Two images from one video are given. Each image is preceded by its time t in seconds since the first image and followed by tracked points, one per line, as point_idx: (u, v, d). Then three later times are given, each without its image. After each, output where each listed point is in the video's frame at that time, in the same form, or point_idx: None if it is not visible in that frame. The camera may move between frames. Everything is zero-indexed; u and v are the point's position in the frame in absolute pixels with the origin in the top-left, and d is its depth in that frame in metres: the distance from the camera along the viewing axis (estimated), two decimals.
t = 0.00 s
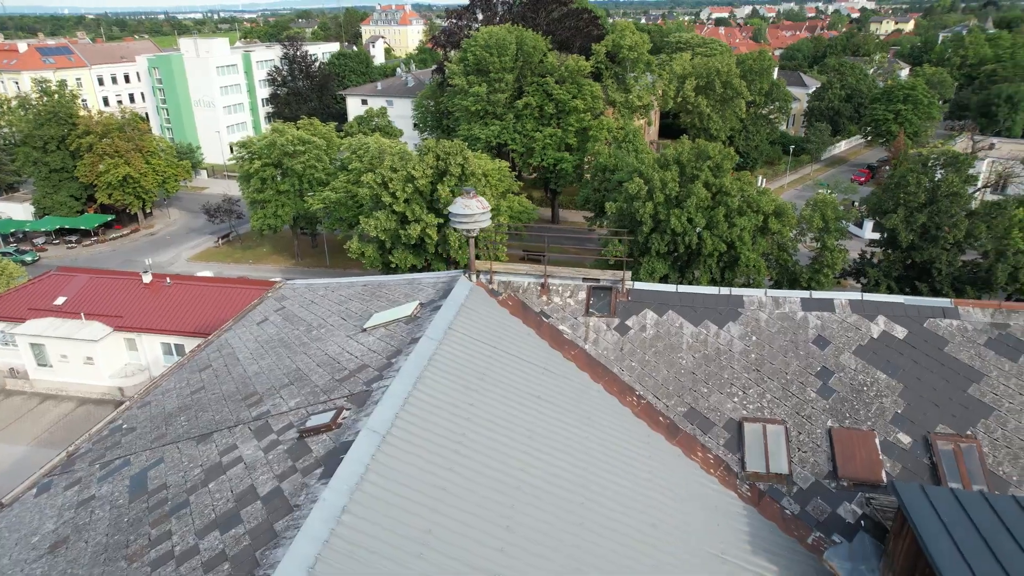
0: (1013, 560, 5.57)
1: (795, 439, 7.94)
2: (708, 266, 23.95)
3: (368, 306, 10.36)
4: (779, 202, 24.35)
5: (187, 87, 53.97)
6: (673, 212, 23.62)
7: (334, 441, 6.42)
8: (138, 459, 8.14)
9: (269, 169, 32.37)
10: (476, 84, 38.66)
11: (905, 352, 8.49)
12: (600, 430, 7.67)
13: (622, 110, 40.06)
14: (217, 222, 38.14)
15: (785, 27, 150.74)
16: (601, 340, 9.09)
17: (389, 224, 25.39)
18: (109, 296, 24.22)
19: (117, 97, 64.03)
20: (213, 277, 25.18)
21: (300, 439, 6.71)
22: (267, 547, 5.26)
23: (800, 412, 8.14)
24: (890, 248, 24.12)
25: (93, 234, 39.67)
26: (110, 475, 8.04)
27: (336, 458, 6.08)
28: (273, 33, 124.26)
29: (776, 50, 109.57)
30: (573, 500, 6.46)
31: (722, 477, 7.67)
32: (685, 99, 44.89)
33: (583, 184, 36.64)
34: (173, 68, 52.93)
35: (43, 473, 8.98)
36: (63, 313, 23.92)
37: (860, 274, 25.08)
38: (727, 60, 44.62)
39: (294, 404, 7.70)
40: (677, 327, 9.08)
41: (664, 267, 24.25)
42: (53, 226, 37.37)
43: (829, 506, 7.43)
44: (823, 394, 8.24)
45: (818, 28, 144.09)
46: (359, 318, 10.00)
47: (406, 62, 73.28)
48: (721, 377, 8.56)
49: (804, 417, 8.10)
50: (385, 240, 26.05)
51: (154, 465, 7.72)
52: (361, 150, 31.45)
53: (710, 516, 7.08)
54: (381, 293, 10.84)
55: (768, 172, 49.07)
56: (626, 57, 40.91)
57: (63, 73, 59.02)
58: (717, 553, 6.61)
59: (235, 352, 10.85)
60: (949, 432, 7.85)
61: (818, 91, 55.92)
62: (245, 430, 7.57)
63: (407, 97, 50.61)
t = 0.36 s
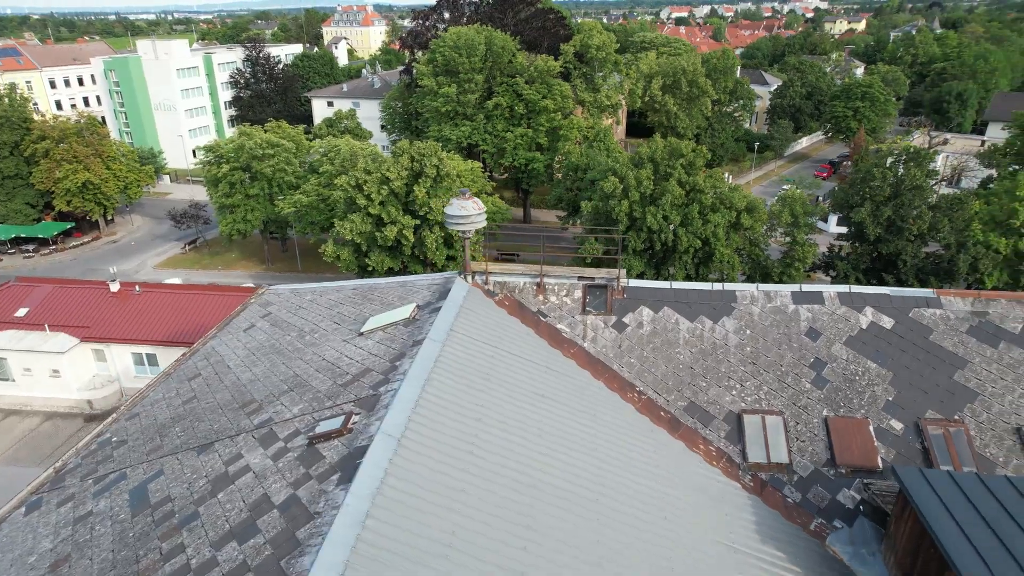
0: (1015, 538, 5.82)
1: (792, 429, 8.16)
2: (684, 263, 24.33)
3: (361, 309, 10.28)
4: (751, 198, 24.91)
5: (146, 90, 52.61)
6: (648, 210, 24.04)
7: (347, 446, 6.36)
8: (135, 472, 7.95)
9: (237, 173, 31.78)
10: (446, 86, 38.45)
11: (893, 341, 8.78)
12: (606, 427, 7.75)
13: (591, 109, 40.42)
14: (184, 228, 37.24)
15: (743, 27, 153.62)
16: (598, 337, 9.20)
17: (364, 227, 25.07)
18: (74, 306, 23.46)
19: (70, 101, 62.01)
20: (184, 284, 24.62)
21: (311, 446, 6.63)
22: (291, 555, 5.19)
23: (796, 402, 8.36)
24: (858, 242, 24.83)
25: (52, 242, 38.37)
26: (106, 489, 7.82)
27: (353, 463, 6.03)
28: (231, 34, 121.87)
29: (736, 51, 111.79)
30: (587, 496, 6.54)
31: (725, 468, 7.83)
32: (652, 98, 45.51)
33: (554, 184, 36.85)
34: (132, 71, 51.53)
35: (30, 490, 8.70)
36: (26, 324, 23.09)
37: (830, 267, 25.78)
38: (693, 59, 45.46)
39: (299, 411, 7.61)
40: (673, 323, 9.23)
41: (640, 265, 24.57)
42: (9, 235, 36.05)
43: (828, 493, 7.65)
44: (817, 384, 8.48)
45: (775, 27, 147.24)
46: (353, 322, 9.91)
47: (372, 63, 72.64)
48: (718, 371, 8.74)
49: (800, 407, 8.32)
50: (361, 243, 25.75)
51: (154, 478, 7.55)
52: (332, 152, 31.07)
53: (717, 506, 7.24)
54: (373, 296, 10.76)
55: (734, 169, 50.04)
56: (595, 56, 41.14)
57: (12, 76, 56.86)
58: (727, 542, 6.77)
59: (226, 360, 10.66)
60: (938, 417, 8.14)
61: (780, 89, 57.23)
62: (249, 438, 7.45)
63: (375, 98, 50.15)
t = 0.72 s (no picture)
0: (1012, 519, 6.10)
1: (789, 420, 8.37)
2: (659, 260, 24.67)
3: (354, 314, 10.19)
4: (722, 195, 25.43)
5: (102, 93, 51.05)
6: (624, 209, 24.50)
7: (360, 452, 6.32)
8: (132, 486, 7.74)
9: (205, 178, 31.13)
10: (415, 87, 38.02)
11: (880, 332, 9.07)
12: (610, 425, 7.86)
13: (561, 109, 40.67)
14: (148, 234, 36.27)
15: (704, 27, 156.18)
16: (596, 336, 9.28)
17: (339, 230, 24.72)
18: (37, 317, 22.59)
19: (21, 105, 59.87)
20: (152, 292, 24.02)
21: (322, 453, 6.57)
22: (316, 564, 5.13)
23: (791, 394, 8.58)
24: (826, 236, 25.52)
25: (9, 252, 37.01)
26: (102, 506, 7.61)
27: (369, 468, 6.00)
28: (189, 36, 119.28)
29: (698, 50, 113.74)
30: (599, 493, 6.64)
31: (727, 461, 7.99)
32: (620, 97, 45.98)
33: (526, 184, 36.97)
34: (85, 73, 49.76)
35: (17, 510, 8.40)
36: None
37: (800, 261, 26.43)
38: (659, 59, 46.11)
39: (302, 418, 7.51)
40: (668, 320, 9.37)
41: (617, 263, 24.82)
42: None
43: (826, 481, 7.88)
44: (810, 376, 8.71)
45: (735, 27, 150.02)
46: (348, 326, 9.82)
47: (336, 65, 71.81)
48: (714, 366, 8.91)
49: (795, 399, 8.54)
50: (336, 247, 25.41)
51: (153, 492, 7.36)
52: (302, 155, 30.62)
53: (723, 498, 7.39)
54: (365, 300, 10.66)
55: (701, 166, 50.91)
56: (563, 56, 41.36)
57: None
58: (735, 532, 6.93)
59: (216, 368, 10.45)
60: (926, 405, 8.43)
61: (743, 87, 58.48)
62: (252, 447, 7.33)
63: (342, 100, 49.59)
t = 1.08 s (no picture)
0: (1005, 501, 6.35)
1: (784, 412, 8.56)
2: (637, 258, 24.98)
3: (347, 318, 10.10)
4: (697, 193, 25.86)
5: (60, 96, 49.48)
6: (601, 208, 24.80)
7: (371, 457, 6.28)
8: (129, 500, 7.56)
9: (173, 182, 30.46)
10: (386, 88, 37.39)
11: (867, 325, 9.33)
12: (613, 421, 7.95)
13: (533, 110, 40.85)
14: (113, 241, 35.27)
15: (667, 27, 158.35)
16: (592, 334, 9.36)
17: (315, 234, 24.35)
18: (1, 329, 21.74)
19: None
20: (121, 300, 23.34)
21: (331, 459, 6.51)
22: (337, 571, 5.08)
23: (785, 387, 8.78)
24: (798, 232, 26.19)
25: None
26: (98, 521, 7.40)
27: (382, 473, 5.96)
28: (147, 36, 116.69)
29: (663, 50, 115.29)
30: (609, 489, 6.72)
31: (726, 454, 8.14)
32: (591, 97, 46.37)
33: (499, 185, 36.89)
34: (43, 74, 48.28)
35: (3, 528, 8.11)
36: None
37: (772, 257, 27.03)
38: (628, 59, 46.62)
39: (305, 425, 7.43)
40: (663, 317, 9.51)
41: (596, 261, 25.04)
42: None
43: (822, 470, 8.10)
44: (802, 369, 8.93)
45: (697, 27, 152.52)
46: (342, 331, 9.72)
47: (303, 67, 70.88)
48: (710, 361, 9.06)
49: (789, 391, 8.75)
50: (312, 251, 25.03)
51: (154, 504, 7.19)
52: (274, 157, 30.11)
53: (727, 491, 7.54)
54: (357, 304, 10.57)
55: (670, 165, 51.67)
56: (534, 57, 41.63)
57: None
58: (741, 524, 7.08)
59: (206, 376, 10.26)
60: (913, 394, 8.70)
61: (709, 86, 59.58)
62: (256, 455, 7.23)
63: (311, 102, 49.06)
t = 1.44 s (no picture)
0: (997, 482, 6.61)
1: (778, 404, 8.77)
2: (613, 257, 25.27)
3: (339, 323, 9.99)
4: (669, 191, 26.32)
5: (9, 99, 47.35)
6: (576, 207, 25.04)
7: (383, 461, 6.23)
8: (125, 515, 7.35)
9: (137, 188, 29.66)
10: (354, 90, 36.45)
11: (853, 316, 9.61)
12: (615, 418, 8.04)
13: (502, 110, 40.81)
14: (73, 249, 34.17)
15: (628, 27, 160.29)
16: (588, 332, 9.44)
17: (288, 238, 23.93)
18: None
19: None
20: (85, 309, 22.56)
21: (340, 465, 6.43)
22: None
23: (777, 379, 8.99)
24: (767, 227, 26.88)
25: None
26: (94, 538, 7.18)
27: (397, 477, 5.92)
28: (98, 37, 113.32)
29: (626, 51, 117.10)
30: (618, 485, 6.80)
31: (724, 447, 8.29)
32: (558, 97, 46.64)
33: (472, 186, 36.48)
34: None
35: None
36: None
37: (743, 252, 27.64)
38: (594, 59, 47.02)
39: (308, 432, 7.34)
40: (656, 314, 9.64)
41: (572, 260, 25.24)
42: None
43: (817, 459, 8.32)
44: (793, 361, 9.15)
45: (657, 27, 154.76)
46: (336, 336, 9.60)
47: (266, 69, 69.75)
48: (704, 356, 9.22)
49: (781, 383, 8.95)
50: (285, 256, 24.60)
51: (153, 518, 7.01)
52: (241, 161, 29.50)
53: (728, 482, 7.71)
54: (347, 309, 10.46)
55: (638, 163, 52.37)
56: (502, 57, 41.64)
57: None
58: (745, 514, 7.24)
59: (195, 385, 10.04)
60: (899, 382, 8.98)
61: (673, 85, 60.61)
62: (259, 464, 7.11)
63: (275, 104, 48.30)
